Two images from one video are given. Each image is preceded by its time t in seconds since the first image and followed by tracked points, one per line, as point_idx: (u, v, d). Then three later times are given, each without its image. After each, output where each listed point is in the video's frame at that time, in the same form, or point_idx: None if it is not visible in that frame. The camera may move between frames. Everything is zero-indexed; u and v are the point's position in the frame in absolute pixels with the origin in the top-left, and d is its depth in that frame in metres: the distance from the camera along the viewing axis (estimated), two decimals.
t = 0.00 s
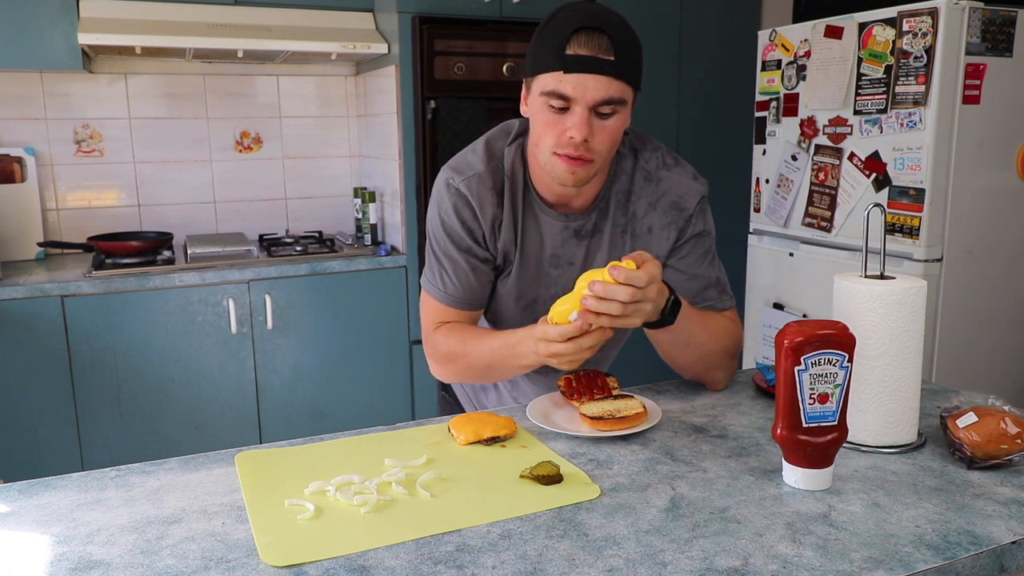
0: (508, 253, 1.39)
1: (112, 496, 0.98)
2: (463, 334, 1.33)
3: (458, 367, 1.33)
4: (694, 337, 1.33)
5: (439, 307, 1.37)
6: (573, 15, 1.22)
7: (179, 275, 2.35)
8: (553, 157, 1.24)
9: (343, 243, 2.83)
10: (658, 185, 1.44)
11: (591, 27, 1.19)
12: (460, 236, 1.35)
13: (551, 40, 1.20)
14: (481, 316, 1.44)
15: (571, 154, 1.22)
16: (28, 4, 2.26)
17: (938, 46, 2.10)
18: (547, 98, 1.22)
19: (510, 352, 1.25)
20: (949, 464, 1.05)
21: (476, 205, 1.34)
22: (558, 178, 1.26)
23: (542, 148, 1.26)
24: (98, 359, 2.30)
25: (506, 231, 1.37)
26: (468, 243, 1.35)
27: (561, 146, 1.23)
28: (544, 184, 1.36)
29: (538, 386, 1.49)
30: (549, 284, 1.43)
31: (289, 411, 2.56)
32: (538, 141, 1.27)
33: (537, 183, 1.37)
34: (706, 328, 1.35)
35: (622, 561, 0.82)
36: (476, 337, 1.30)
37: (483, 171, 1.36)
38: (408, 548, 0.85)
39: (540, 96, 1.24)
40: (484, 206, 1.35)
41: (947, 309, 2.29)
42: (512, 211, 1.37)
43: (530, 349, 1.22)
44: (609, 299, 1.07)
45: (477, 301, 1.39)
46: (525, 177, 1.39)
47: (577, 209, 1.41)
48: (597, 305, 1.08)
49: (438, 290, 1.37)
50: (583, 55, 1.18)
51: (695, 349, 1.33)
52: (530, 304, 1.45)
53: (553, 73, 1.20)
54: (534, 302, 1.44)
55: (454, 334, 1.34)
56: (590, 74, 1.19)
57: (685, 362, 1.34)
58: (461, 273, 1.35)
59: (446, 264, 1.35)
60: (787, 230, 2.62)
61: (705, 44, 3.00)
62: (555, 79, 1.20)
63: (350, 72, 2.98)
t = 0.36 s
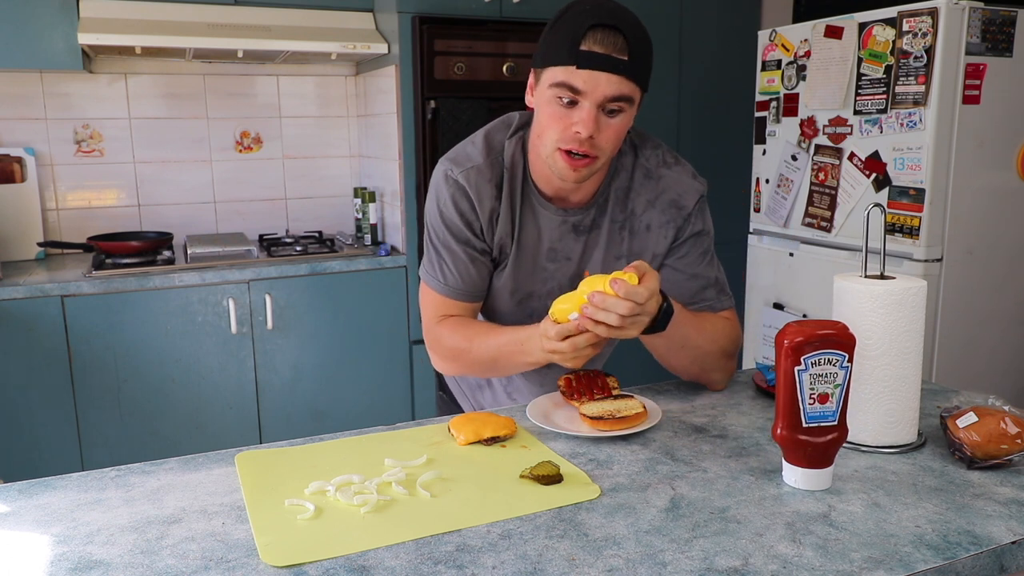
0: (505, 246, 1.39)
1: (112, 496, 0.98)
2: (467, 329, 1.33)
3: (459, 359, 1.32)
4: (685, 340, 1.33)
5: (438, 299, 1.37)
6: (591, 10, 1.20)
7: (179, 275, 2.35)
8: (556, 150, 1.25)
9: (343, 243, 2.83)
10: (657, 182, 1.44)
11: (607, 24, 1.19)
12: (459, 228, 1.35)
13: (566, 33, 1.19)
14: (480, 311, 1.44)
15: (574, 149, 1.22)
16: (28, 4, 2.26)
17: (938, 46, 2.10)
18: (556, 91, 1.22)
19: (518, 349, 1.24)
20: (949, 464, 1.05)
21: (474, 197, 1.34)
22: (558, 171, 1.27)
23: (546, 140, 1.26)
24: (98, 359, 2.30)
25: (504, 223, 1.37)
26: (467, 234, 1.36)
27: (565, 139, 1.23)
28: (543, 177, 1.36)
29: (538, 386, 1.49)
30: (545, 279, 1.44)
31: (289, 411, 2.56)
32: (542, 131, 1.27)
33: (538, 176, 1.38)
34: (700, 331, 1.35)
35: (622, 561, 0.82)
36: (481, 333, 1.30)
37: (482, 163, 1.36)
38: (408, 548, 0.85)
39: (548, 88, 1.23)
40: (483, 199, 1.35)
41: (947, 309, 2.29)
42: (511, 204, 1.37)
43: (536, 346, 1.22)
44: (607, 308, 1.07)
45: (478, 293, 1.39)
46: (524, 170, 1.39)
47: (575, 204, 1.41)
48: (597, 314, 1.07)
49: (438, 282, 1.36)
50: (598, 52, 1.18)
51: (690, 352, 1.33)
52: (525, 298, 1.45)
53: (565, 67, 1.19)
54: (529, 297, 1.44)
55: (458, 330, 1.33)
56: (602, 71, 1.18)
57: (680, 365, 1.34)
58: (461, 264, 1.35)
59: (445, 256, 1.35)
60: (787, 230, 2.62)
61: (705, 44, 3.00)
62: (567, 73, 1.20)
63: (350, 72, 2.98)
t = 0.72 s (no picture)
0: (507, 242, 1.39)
1: (112, 496, 0.98)
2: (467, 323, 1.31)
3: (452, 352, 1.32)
4: (684, 343, 1.31)
5: (441, 294, 1.36)
6: (606, 17, 1.18)
7: (179, 275, 2.35)
8: (568, 154, 1.25)
9: (343, 243, 2.83)
10: (658, 181, 1.44)
11: (623, 35, 1.17)
12: (461, 222, 1.35)
13: (581, 42, 1.17)
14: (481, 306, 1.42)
15: (586, 156, 1.23)
16: (28, 4, 2.26)
17: (938, 46, 2.10)
18: (569, 98, 1.21)
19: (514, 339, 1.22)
20: (949, 464, 1.05)
21: (477, 192, 1.34)
22: (568, 173, 1.28)
23: (556, 144, 1.26)
24: (98, 359, 2.30)
25: (506, 219, 1.37)
26: (469, 230, 1.35)
27: (577, 145, 1.23)
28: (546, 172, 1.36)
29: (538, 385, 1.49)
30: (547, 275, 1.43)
31: (289, 411, 2.56)
32: (553, 135, 1.27)
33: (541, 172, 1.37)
34: (700, 334, 1.33)
35: (622, 561, 0.82)
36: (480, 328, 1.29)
37: (485, 159, 1.36)
38: (408, 548, 0.85)
39: (561, 94, 1.22)
40: (486, 194, 1.35)
41: (947, 309, 2.29)
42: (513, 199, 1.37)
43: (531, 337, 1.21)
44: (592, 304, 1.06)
45: (481, 288, 1.38)
46: (528, 167, 1.39)
47: (578, 201, 1.41)
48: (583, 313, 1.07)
49: (443, 276, 1.35)
50: (613, 64, 1.16)
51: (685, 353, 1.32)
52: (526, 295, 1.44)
53: (579, 77, 1.18)
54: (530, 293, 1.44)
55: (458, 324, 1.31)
56: (617, 84, 1.17)
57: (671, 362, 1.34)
58: (464, 259, 1.34)
59: (449, 250, 1.34)
60: (787, 230, 2.62)
61: (705, 44, 3.00)
62: (581, 84, 1.18)
63: (350, 72, 2.98)
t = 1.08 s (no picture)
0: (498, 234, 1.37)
1: (112, 496, 0.98)
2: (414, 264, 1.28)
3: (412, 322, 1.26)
4: (715, 338, 1.32)
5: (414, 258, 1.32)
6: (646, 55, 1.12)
7: (179, 275, 2.35)
8: (586, 181, 1.22)
9: (343, 243, 2.83)
10: (659, 187, 1.45)
11: (662, 80, 1.12)
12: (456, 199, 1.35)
13: (620, 83, 1.11)
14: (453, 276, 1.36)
15: (605, 186, 1.21)
16: (28, 4, 2.26)
17: (938, 46, 2.10)
18: (597, 133, 1.16)
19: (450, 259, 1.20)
20: (949, 464, 1.05)
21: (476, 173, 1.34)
22: (583, 193, 1.26)
23: (575, 169, 1.23)
24: (98, 359, 2.30)
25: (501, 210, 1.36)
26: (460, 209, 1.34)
27: (598, 175, 1.20)
28: (555, 164, 1.35)
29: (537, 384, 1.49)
30: (547, 274, 1.42)
31: (289, 411, 2.56)
32: (572, 158, 1.23)
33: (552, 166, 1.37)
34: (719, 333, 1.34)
35: (622, 561, 0.82)
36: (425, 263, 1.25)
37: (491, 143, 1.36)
38: (408, 548, 0.85)
39: (588, 126, 1.17)
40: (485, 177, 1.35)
41: (948, 309, 2.29)
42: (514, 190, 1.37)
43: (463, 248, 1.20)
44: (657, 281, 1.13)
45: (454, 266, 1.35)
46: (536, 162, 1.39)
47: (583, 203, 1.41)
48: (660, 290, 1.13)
49: (419, 238, 1.32)
50: (649, 111, 1.12)
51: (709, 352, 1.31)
52: (525, 293, 1.42)
53: (612, 119, 1.13)
54: (529, 291, 1.42)
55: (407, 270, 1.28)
56: (651, 131, 1.13)
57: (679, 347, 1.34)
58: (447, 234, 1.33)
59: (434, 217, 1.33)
60: (787, 230, 2.62)
61: (705, 44, 3.00)
62: (613, 124, 1.13)
63: (350, 72, 2.98)
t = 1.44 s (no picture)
0: (497, 240, 1.37)
1: (112, 496, 0.98)
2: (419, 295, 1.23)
3: (408, 330, 1.20)
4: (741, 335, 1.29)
5: (407, 265, 1.29)
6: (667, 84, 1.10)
7: (179, 275, 2.35)
8: (590, 194, 1.23)
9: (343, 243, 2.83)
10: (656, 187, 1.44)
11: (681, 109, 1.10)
12: (454, 206, 1.31)
13: (638, 109, 1.09)
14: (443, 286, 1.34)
15: (607, 200, 1.22)
16: (28, 4, 2.26)
17: (938, 46, 2.10)
18: (607, 152, 1.16)
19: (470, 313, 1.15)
20: (949, 464, 1.05)
21: (477, 182, 1.31)
22: (582, 203, 1.27)
23: (580, 181, 1.23)
24: (98, 359, 2.30)
25: (500, 218, 1.35)
26: (460, 217, 1.32)
27: (602, 190, 1.21)
28: (553, 173, 1.35)
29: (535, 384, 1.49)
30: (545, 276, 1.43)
31: (289, 411, 2.56)
32: (578, 169, 1.22)
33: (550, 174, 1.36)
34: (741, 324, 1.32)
35: (622, 561, 0.82)
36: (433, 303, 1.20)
37: (492, 152, 1.34)
38: (408, 548, 0.85)
39: (599, 144, 1.16)
40: (484, 187, 1.32)
41: (948, 309, 2.29)
42: (513, 198, 1.35)
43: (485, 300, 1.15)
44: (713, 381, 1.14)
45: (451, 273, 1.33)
46: (534, 170, 1.37)
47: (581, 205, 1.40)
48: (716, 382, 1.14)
49: (415, 247, 1.29)
50: (664, 139, 1.11)
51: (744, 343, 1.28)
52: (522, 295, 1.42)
53: (626, 141, 1.12)
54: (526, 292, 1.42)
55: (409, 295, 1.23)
56: (662, 157, 1.13)
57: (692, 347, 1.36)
58: (447, 241, 1.30)
59: (430, 225, 1.29)
60: (787, 230, 2.62)
61: (705, 44, 3.00)
62: (626, 147, 1.13)
63: (350, 72, 2.99)
